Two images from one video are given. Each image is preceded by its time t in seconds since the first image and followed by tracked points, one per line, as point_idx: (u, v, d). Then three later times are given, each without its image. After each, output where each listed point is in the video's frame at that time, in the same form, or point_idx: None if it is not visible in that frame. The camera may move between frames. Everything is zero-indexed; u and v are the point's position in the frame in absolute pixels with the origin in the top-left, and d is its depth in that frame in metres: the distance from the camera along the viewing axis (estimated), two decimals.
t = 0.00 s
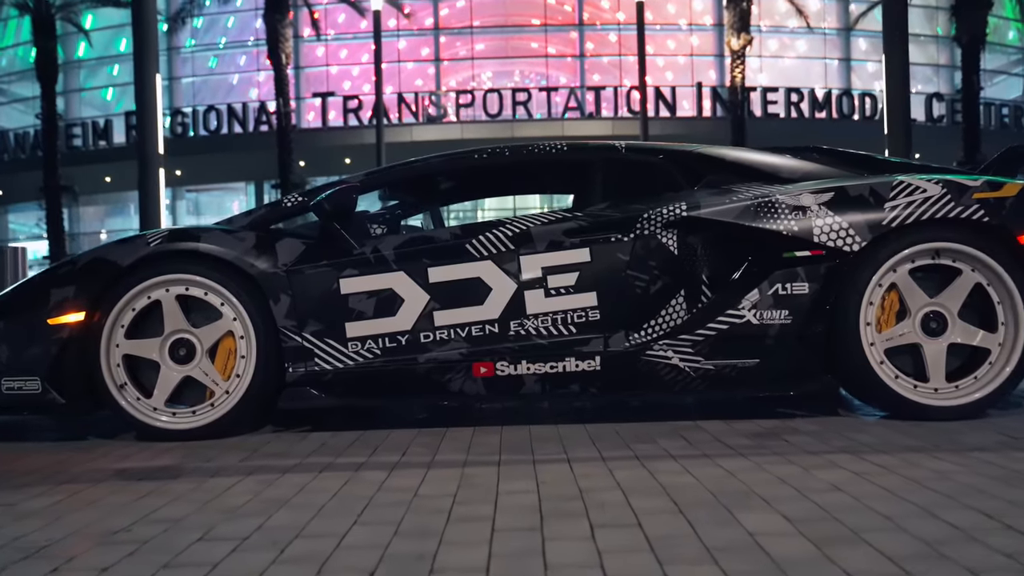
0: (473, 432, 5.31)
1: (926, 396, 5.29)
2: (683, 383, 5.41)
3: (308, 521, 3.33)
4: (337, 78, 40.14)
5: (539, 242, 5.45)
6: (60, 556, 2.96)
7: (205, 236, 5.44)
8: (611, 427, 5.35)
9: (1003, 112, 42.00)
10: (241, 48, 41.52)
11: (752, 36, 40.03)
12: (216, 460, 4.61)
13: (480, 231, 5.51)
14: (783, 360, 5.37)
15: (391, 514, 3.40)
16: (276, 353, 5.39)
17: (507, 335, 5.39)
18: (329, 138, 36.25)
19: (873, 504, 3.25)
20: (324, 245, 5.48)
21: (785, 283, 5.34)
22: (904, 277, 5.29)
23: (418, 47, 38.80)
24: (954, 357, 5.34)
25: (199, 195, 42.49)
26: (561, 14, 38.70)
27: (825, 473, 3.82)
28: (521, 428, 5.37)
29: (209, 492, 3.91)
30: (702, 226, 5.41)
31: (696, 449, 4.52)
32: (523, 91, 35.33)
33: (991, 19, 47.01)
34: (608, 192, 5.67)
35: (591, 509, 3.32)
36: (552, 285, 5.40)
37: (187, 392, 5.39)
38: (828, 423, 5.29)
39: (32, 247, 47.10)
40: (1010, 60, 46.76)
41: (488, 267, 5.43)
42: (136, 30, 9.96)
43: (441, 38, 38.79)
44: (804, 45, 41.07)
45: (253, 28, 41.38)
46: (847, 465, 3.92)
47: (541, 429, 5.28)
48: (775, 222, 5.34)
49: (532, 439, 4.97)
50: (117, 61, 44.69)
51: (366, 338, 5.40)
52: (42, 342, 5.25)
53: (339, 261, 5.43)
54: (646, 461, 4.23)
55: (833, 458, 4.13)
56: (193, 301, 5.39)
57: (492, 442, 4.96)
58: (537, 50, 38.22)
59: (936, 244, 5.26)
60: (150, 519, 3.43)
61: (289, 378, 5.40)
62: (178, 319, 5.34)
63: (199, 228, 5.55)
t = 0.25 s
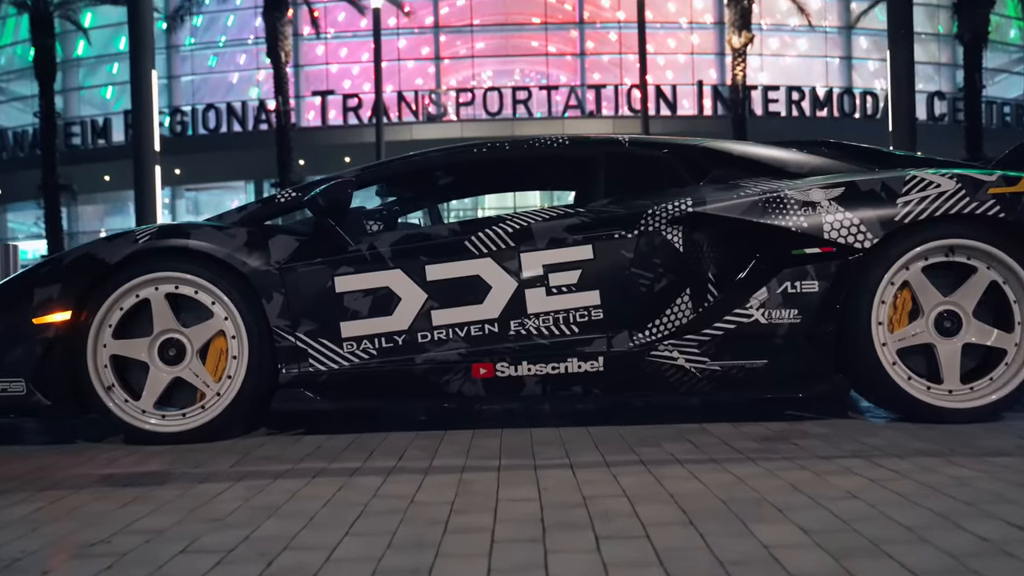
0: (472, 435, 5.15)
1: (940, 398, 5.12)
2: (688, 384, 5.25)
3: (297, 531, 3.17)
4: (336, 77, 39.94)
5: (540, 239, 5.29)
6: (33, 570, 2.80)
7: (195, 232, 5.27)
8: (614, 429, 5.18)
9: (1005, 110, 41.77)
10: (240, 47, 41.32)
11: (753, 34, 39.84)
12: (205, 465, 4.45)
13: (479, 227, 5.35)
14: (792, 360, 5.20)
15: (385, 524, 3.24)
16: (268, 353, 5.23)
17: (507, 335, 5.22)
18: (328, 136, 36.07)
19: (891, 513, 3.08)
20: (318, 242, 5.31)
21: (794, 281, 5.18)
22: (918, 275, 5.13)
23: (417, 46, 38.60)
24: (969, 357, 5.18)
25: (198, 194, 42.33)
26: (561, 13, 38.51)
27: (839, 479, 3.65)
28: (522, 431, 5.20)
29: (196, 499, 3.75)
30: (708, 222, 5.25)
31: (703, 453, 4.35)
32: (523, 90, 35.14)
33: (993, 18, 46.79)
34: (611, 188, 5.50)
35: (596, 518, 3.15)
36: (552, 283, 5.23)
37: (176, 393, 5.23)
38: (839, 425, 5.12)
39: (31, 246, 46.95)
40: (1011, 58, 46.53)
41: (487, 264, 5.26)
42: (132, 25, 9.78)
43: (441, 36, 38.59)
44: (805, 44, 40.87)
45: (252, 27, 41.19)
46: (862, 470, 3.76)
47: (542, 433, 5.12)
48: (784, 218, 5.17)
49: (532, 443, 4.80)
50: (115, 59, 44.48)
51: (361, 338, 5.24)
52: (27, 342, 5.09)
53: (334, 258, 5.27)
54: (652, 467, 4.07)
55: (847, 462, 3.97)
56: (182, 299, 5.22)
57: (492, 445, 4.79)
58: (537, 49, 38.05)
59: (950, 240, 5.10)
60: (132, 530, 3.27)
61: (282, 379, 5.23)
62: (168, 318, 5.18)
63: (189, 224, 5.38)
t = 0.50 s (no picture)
0: (472, 440, 4.99)
1: (955, 401, 4.96)
2: (694, 386, 5.08)
3: (288, 545, 3.00)
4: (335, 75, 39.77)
5: (541, 237, 5.12)
6: None
7: (185, 230, 5.11)
8: (618, 433, 5.02)
9: (1007, 108, 41.60)
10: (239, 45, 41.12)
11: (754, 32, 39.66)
12: (194, 471, 4.28)
13: (479, 225, 5.18)
14: (802, 362, 5.04)
15: (380, 538, 3.07)
16: (261, 355, 5.07)
17: (507, 336, 5.06)
18: (327, 135, 35.89)
19: (915, 526, 2.92)
20: (313, 240, 5.15)
21: (804, 280, 5.01)
22: (932, 274, 4.97)
23: (417, 44, 38.40)
24: (984, 359, 5.02)
25: (197, 193, 42.21)
26: (561, 11, 38.32)
27: (856, 488, 3.49)
28: (523, 435, 5.04)
29: (182, 509, 3.58)
30: (715, 220, 5.08)
31: (712, 458, 4.19)
32: (523, 88, 34.95)
33: (995, 16, 46.63)
34: (615, 184, 5.33)
35: (603, 532, 2.99)
36: (554, 282, 5.06)
37: (165, 396, 5.06)
38: (850, 430, 4.96)
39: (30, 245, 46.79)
40: (1013, 56, 46.36)
41: (486, 263, 5.09)
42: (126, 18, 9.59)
43: (440, 34, 38.39)
44: (806, 42, 40.67)
45: (251, 25, 40.99)
46: (879, 479, 3.59)
47: (544, 437, 4.95)
48: (793, 215, 5.00)
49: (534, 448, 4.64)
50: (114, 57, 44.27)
51: (357, 339, 5.07)
52: (10, 343, 4.92)
53: (329, 257, 5.10)
54: (659, 474, 3.90)
55: (863, 470, 3.80)
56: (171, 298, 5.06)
57: (492, 450, 4.63)
58: (537, 47, 37.88)
59: (965, 238, 4.94)
60: (113, 543, 3.10)
61: (275, 381, 5.07)
62: (156, 318, 5.01)
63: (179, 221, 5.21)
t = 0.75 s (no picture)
0: (470, 445, 4.81)
1: (972, 404, 4.78)
2: (701, 390, 4.91)
3: (275, 560, 2.83)
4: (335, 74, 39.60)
5: (542, 235, 4.95)
6: None
7: (175, 228, 4.94)
8: (622, 439, 4.85)
9: (1008, 107, 41.40)
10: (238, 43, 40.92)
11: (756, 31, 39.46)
12: (180, 478, 4.11)
13: (478, 222, 5.01)
14: (812, 364, 4.87)
15: (372, 553, 2.90)
16: (252, 356, 4.90)
17: (507, 337, 4.89)
18: (326, 133, 35.70)
19: (940, 541, 2.75)
20: (306, 238, 4.98)
21: (815, 280, 4.83)
22: (948, 273, 4.79)
23: (417, 42, 38.21)
24: (1002, 361, 4.84)
25: (196, 192, 42.04)
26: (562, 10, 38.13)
27: (874, 498, 3.32)
28: (523, 440, 4.86)
29: (166, 520, 3.41)
30: (722, 217, 4.91)
31: (720, 465, 4.02)
32: (523, 86, 34.77)
33: (996, 14, 46.44)
34: (618, 180, 5.16)
35: (608, 548, 2.82)
36: (555, 282, 4.89)
37: (153, 399, 4.89)
38: (863, 435, 4.78)
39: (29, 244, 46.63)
40: (1015, 54, 46.16)
41: (486, 262, 4.91)
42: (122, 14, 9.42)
43: (440, 32, 38.18)
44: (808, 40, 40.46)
45: (251, 23, 40.77)
46: (898, 488, 3.42)
47: (545, 442, 4.78)
48: (804, 212, 4.83)
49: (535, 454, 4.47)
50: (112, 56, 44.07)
51: (352, 340, 4.90)
52: None
53: (322, 255, 4.93)
54: (666, 483, 3.73)
55: (879, 477, 3.64)
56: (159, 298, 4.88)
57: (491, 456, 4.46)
58: (537, 46, 37.70)
59: (983, 236, 4.76)
60: (90, 557, 2.94)
61: (267, 384, 4.89)
62: (144, 319, 4.83)
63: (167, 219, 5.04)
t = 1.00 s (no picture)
0: (470, 450, 4.64)
1: (991, 408, 4.61)
2: (709, 392, 4.74)
3: None
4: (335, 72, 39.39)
5: (545, 232, 4.77)
6: None
7: (163, 224, 4.76)
8: (627, 443, 4.67)
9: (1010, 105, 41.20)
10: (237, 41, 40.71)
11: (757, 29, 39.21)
12: (167, 485, 3.94)
13: (478, 219, 4.82)
14: (824, 366, 4.69)
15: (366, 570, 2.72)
16: (244, 358, 4.72)
17: (508, 338, 4.71)
18: (325, 131, 35.50)
19: (974, 558, 2.58)
20: (300, 235, 4.80)
21: (828, 278, 4.66)
22: (965, 272, 4.63)
23: (417, 41, 37.99)
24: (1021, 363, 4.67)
25: (195, 190, 41.84)
26: (562, 8, 37.90)
27: (897, 510, 3.15)
28: (525, 444, 4.69)
29: (150, 532, 3.24)
30: (731, 213, 4.73)
31: (731, 472, 3.85)
32: (524, 85, 34.56)
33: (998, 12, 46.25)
34: (623, 175, 4.98)
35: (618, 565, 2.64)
36: (558, 281, 4.72)
37: (140, 402, 4.71)
38: (877, 440, 4.61)
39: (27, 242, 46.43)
40: (1016, 53, 45.97)
41: (485, 260, 4.74)
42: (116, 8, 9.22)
43: (440, 31, 37.96)
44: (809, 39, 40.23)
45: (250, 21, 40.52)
46: (921, 499, 3.25)
47: (548, 447, 4.61)
48: (816, 208, 4.66)
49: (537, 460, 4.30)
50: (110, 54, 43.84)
51: (347, 341, 4.72)
52: None
53: (316, 252, 4.75)
54: (675, 493, 3.55)
55: (899, 486, 3.47)
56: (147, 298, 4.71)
57: (492, 462, 4.29)
58: (537, 44, 37.48)
59: (1002, 234, 4.60)
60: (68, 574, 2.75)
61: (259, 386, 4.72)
62: (131, 319, 4.66)
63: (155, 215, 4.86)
